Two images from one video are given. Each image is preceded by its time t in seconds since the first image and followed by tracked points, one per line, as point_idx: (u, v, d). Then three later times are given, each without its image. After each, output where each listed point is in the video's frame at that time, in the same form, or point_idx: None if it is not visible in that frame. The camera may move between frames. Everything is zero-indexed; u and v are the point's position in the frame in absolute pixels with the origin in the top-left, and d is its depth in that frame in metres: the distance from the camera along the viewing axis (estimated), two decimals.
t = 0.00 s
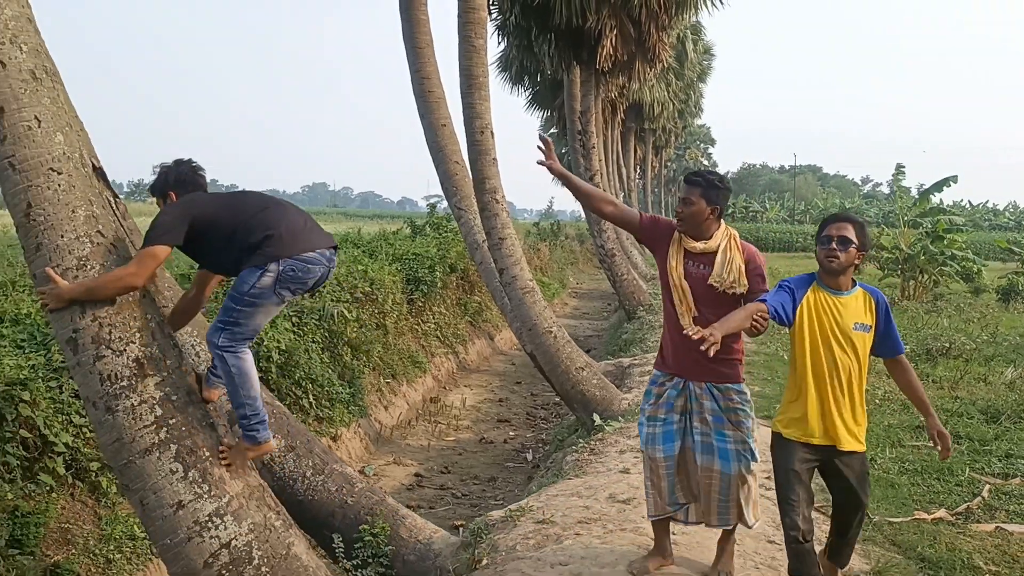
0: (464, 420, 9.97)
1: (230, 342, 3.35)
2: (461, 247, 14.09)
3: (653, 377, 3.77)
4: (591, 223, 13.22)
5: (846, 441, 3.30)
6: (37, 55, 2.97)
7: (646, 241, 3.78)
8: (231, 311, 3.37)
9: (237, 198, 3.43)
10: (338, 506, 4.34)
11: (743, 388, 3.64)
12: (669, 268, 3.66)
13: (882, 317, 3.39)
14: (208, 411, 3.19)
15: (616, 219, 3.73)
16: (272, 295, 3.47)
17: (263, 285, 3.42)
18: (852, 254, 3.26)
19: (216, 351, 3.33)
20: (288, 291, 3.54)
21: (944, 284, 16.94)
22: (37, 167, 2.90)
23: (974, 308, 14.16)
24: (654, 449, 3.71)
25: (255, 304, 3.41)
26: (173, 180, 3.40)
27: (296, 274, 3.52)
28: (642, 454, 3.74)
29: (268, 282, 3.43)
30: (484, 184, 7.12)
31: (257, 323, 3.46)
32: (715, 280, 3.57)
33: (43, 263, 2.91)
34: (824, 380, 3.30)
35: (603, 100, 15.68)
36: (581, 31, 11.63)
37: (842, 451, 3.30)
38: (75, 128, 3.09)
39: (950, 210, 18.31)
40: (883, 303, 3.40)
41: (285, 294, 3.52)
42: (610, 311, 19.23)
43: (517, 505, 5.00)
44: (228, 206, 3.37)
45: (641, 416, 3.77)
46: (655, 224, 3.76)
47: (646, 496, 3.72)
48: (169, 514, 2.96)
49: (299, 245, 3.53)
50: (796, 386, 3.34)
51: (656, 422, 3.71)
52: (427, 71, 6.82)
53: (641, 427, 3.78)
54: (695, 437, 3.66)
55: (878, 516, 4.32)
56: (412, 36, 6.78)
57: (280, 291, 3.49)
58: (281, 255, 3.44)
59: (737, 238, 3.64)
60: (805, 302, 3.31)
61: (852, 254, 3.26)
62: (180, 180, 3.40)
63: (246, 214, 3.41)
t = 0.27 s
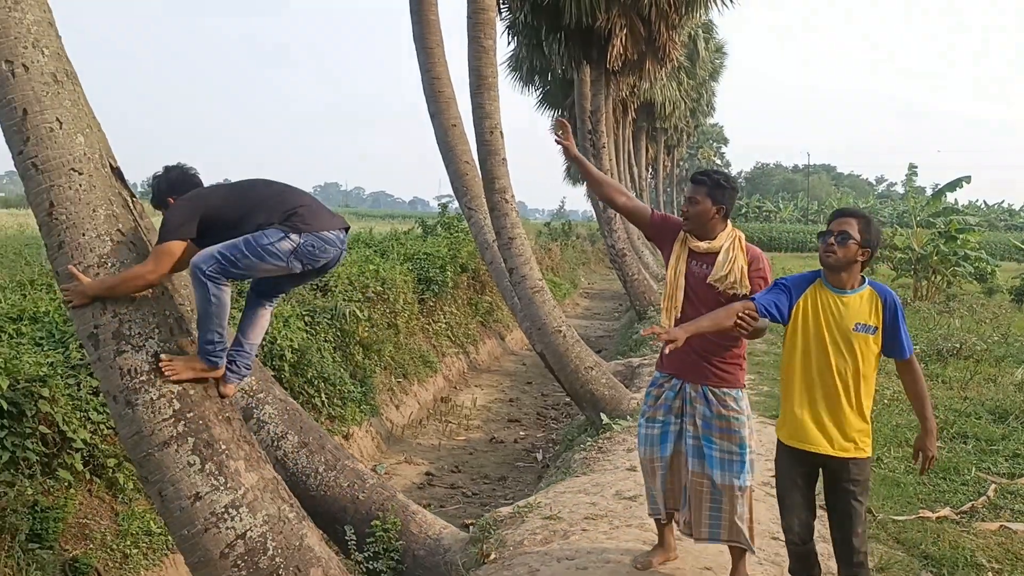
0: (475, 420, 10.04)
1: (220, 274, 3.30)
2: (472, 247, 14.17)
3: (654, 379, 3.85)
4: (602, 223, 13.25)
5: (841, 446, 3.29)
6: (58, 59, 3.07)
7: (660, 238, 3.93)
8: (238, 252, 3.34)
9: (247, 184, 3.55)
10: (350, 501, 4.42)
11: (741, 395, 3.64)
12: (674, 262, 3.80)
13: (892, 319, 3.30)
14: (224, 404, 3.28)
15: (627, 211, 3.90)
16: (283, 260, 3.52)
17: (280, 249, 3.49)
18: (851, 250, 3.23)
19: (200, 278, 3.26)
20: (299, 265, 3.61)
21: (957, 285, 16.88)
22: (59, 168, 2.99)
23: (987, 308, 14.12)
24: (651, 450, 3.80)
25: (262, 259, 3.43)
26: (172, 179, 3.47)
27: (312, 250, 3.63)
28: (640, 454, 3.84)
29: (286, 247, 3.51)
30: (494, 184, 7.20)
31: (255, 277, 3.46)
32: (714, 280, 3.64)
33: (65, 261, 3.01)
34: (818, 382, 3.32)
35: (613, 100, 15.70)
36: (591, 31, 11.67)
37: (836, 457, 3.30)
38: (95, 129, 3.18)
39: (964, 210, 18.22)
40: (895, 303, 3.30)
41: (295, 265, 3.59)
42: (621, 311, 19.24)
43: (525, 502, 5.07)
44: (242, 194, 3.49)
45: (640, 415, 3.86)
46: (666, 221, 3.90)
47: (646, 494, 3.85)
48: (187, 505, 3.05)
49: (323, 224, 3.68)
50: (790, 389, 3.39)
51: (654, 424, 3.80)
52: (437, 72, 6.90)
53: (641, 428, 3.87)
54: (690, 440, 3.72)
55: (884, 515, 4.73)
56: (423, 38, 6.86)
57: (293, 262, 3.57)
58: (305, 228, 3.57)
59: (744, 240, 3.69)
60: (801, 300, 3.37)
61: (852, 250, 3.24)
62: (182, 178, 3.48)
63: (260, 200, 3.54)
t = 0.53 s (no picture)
0: (482, 420, 10.08)
1: (224, 289, 3.40)
2: (479, 248, 14.21)
3: (671, 377, 3.89)
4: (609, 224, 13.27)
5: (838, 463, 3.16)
6: (73, 64, 3.12)
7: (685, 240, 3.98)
8: (240, 269, 3.44)
9: (254, 189, 3.57)
10: (357, 500, 4.47)
11: (754, 403, 3.68)
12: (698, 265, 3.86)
13: (908, 334, 3.08)
14: (234, 404, 3.34)
15: (647, 213, 3.98)
16: (285, 277, 3.62)
17: (283, 266, 3.58)
18: (858, 261, 3.07)
19: (204, 293, 3.35)
20: (301, 281, 3.70)
21: (965, 286, 16.84)
22: (74, 171, 3.05)
23: (995, 309, 14.10)
24: (649, 441, 3.83)
25: (264, 276, 3.53)
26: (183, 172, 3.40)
27: (314, 267, 3.71)
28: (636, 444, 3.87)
29: (288, 264, 3.60)
30: (501, 185, 7.25)
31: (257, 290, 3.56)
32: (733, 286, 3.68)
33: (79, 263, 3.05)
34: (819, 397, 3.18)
35: (621, 101, 15.73)
36: (599, 33, 11.71)
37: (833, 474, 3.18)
38: (109, 134, 3.24)
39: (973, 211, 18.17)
40: (911, 318, 3.08)
41: (297, 281, 3.68)
42: (628, 312, 19.25)
43: (531, 501, 5.12)
44: (253, 199, 3.54)
45: (649, 411, 3.88)
46: (689, 224, 3.93)
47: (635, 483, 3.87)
48: (197, 503, 3.10)
49: (326, 240, 3.75)
50: (792, 401, 3.26)
51: (660, 418, 3.83)
52: (446, 75, 6.96)
53: (645, 419, 3.90)
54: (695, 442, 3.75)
55: (888, 515, 4.76)
56: (432, 40, 6.91)
57: (295, 278, 3.66)
58: (308, 245, 3.64)
59: (765, 246, 3.70)
60: (808, 309, 3.26)
61: (860, 261, 3.07)
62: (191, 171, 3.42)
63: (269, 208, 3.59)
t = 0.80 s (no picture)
0: (486, 421, 10.10)
1: (228, 288, 3.42)
2: (484, 249, 14.23)
3: (676, 387, 3.91)
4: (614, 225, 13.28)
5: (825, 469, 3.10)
6: (83, 68, 3.15)
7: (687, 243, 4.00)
8: (242, 267, 3.42)
9: (255, 181, 3.50)
10: (363, 501, 4.49)
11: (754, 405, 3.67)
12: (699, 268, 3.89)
13: (898, 336, 2.98)
14: (242, 406, 3.36)
15: (651, 212, 4.04)
16: (286, 272, 3.58)
17: (283, 262, 3.54)
18: (844, 259, 3.06)
19: (208, 293, 3.40)
20: (302, 276, 3.66)
21: (970, 287, 16.82)
22: (84, 174, 3.07)
23: (1001, 311, 14.08)
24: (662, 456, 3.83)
25: (266, 273, 3.50)
26: (192, 167, 3.40)
27: (316, 261, 3.66)
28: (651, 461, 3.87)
29: (289, 259, 3.56)
30: (506, 187, 7.27)
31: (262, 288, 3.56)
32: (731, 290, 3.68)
33: (88, 266, 3.06)
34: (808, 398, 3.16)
35: (626, 102, 15.74)
36: (604, 35, 11.72)
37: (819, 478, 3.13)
38: (118, 137, 3.27)
39: (978, 212, 18.15)
40: (902, 320, 2.99)
41: (299, 276, 3.65)
42: (632, 312, 19.25)
43: (537, 502, 5.13)
44: (252, 192, 3.46)
45: (659, 422, 3.90)
46: (693, 228, 3.95)
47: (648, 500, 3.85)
48: (205, 504, 3.12)
49: (325, 235, 3.69)
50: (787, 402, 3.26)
51: (670, 430, 3.85)
52: (451, 77, 6.98)
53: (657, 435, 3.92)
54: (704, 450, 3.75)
55: (893, 517, 4.77)
56: (437, 43, 6.93)
57: (296, 273, 3.62)
58: (307, 240, 3.59)
59: (764, 250, 3.69)
60: (802, 310, 3.25)
61: (846, 259, 3.06)
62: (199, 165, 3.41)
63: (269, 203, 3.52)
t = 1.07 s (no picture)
0: (489, 422, 10.09)
1: (232, 288, 3.41)
2: (486, 251, 14.23)
3: (674, 387, 3.90)
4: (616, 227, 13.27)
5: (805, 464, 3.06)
6: (89, 70, 3.16)
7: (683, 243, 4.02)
8: (245, 266, 3.42)
9: (259, 179, 3.52)
10: (367, 502, 4.50)
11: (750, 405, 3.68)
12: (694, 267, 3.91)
13: (874, 327, 2.90)
14: (247, 407, 3.38)
15: (650, 213, 4.02)
16: (289, 269, 3.55)
17: (285, 259, 3.51)
18: (827, 249, 3.03)
19: (213, 293, 3.40)
20: (306, 272, 3.63)
21: (973, 289, 16.80)
22: (90, 176, 3.08)
23: (1004, 313, 14.07)
24: (660, 457, 3.83)
25: (269, 271, 3.48)
26: (203, 167, 3.47)
27: (318, 257, 3.62)
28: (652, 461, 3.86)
29: (290, 256, 3.52)
30: (510, 189, 7.27)
31: (266, 286, 3.54)
32: (724, 289, 3.71)
33: (94, 267, 3.07)
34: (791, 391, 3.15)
35: (628, 104, 15.75)
36: (606, 37, 11.72)
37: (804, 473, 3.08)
38: (124, 139, 3.28)
39: (981, 214, 18.14)
40: (880, 312, 2.91)
41: (303, 273, 3.61)
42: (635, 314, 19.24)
43: (540, 504, 5.14)
44: (255, 189, 3.48)
45: (656, 423, 3.90)
46: (690, 228, 3.96)
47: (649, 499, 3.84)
48: (211, 506, 3.13)
49: (328, 230, 3.66)
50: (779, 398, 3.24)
51: (669, 431, 3.84)
52: (454, 79, 6.99)
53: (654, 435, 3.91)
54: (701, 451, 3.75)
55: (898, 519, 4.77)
56: (440, 45, 6.94)
57: (299, 270, 3.58)
58: (309, 235, 3.56)
59: (758, 250, 3.70)
60: (793, 305, 3.27)
61: (829, 250, 3.03)
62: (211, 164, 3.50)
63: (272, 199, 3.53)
